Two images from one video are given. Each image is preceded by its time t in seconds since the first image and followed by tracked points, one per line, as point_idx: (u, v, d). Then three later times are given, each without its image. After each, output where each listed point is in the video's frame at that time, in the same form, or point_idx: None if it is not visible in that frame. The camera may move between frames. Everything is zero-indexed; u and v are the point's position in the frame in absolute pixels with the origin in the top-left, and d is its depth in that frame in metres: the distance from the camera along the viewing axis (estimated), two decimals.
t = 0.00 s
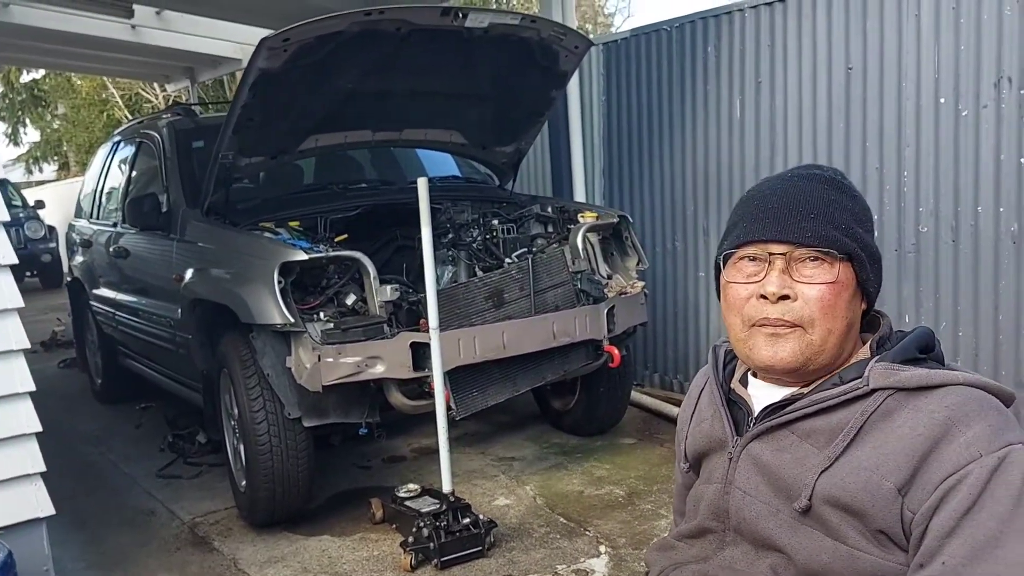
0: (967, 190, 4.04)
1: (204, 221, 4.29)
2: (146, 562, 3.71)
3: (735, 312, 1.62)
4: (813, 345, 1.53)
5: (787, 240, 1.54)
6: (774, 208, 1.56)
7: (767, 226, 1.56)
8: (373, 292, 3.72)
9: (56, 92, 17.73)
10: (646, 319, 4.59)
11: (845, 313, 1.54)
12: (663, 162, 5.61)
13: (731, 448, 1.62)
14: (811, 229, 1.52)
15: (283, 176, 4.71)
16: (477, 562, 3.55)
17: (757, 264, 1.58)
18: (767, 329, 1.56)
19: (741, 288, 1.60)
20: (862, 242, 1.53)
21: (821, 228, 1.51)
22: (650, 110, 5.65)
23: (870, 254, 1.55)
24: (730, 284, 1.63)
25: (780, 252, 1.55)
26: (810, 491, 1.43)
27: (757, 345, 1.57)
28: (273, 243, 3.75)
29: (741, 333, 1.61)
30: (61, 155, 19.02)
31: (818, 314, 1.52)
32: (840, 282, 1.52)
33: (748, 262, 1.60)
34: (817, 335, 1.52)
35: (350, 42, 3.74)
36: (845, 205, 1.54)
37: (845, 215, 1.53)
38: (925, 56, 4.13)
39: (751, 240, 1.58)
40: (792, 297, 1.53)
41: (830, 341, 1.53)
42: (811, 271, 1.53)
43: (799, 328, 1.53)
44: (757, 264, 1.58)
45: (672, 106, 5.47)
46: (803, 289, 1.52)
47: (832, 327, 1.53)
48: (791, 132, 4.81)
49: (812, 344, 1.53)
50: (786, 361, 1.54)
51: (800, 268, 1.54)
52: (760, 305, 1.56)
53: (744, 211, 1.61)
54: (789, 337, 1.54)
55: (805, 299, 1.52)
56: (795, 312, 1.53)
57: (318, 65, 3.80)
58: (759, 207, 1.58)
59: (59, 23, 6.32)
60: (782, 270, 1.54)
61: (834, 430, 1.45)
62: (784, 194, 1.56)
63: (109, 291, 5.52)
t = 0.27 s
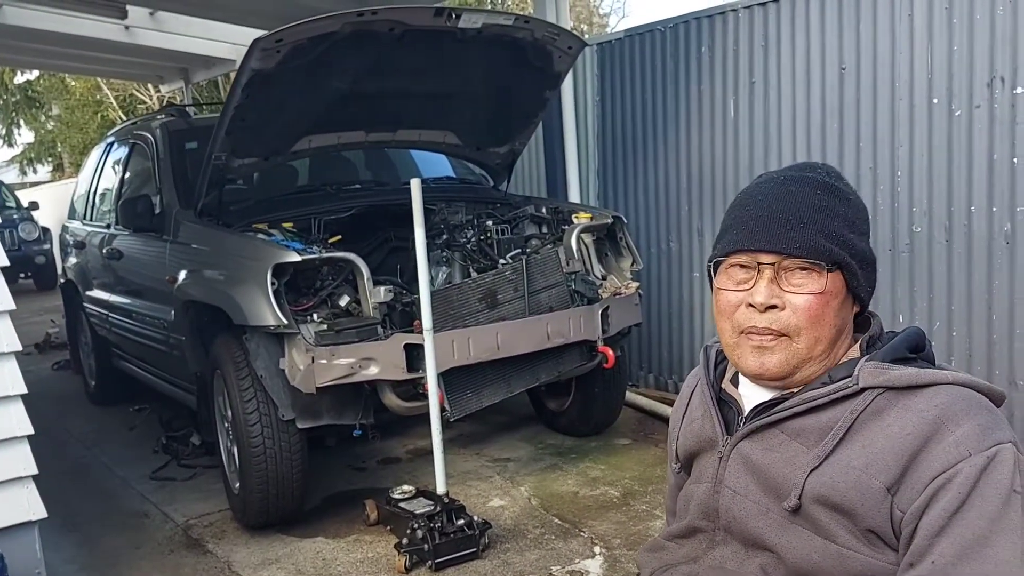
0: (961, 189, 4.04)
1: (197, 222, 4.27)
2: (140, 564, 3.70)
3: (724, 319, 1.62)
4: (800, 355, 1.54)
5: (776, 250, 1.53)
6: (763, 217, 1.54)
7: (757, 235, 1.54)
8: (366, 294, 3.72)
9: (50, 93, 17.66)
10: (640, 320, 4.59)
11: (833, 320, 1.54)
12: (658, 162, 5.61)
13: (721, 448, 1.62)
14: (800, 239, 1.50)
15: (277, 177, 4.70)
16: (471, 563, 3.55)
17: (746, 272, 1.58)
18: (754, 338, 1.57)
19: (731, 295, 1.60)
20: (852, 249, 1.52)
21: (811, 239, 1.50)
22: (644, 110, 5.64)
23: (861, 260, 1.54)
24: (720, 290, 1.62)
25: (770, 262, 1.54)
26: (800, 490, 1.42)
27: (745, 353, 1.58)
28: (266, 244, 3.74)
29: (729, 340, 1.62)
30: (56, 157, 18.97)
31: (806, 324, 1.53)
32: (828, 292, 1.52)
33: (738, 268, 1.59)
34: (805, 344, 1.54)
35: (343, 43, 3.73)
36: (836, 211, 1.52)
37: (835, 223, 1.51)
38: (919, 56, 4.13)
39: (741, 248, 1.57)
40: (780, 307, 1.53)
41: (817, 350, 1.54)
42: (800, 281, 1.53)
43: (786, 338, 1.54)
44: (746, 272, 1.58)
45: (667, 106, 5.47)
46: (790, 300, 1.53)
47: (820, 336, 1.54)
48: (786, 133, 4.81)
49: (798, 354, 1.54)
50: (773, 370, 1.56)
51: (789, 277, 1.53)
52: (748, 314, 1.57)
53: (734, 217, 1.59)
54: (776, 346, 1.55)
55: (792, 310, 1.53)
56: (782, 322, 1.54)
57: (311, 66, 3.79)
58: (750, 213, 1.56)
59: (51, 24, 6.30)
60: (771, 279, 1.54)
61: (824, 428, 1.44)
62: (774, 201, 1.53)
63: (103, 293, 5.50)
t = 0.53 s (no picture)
0: (959, 187, 4.05)
1: (196, 221, 4.27)
2: (139, 563, 3.70)
3: (726, 303, 1.63)
4: (798, 339, 1.54)
5: (779, 234, 1.54)
6: (769, 202, 1.56)
7: (762, 219, 1.55)
8: (364, 292, 3.72)
9: (47, 93, 17.58)
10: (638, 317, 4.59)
11: (834, 308, 1.54)
12: (656, 159, 5.61)
13: (720, 441, 1.62)
14: (803, 223, 1.51)
15: (275, 176, 4.70)
16: (470, 561, 3.55)
17: (750, 256, 1.59)
18: (754, 320, 1.57)
19: (734, 279, 1.61)
20: (855, 238, 1.53)
21: (814, 224, 1.51)
22: (642, 108, 5.65)
23: (864, 251, 1.54)
24: (723, 274, 1.63)
25: (772, 246, 1.55)
26: (799, 482, 1.43)
27: (744, 336, 1.59)
28: (265, 242, 3.74)
29: (730, 323, 1.62)
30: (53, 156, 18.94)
31: (805, 308, 1.53)
32: (830, 277, 1.52)
33: (742, 252, 1.60)
34: (804, 328, 1.53)
35: (342, 41, 3.73)
36: (841, 201, 1.53)
37: (839, 211, 1.52)
38: (917, 53, 4.14)
39: (745, 232, 1.58)
40: (780, 290, 1.54)
41: (816, 335, 1.54)
42: (801, 265, 1.53)
43: (785, 322, 1.54)
44: (750, 255, 1.59)
45: (665, 104, 5.48)
46: (791, 283, 1.53)
47: (820, 321, 1.54)
48: (783, 130, 4.82)
49: (797, 338, 1.54)
50: (771, 352, 1.56)
51: (791, 261, 1.54)
52: (749, 297, 1.57)
53: (742, 203, 1.61)
54: (776, 330, 1.55)
55: (793, 293, 1.53)
56: (782, 305, 1.54)
57: (309, 64, 3.79)
58: (756, 200, 1.58)
59: (49, 23, 6.29)
60: (773, 263, 1.55)
61: (823, 420, 1.45)
62: (780, 187, 1.55)
63: (101, 292, 5.50)
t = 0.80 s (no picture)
0: (957, 185, 4.05)
1: (194, 220, 4.27)
2: (137, 562, 3.70)
3: (720, 288, 1.65)
4: (781, 327, 1.55)
5: (774, 222, 1.55)
6: (770, 192, 1.58)
7: (761, 206, 1.58)
8: (362, 291, 3.72)
9: (44, 92, 17.53)
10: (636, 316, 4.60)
11: (822, 301, 1.54)
12: (654, 158, 5.62)
13: (718, 437, 1.62)
14: (796, 213, 1.53)
15: (272, 174, 4.70)
16: (468, 559, 3.55)
17: (746, 244, 1.61)
18: (741, 305, 1.59)
19: (728, 265, 1.63)
20: (851, 233, 1.52)
21: (806, 214, 1.52)
22: (641, 106, 5.65)
23: (862, 248, 1.53)
24: (721, 260, 1.66)
25: (767, 234, 1.57)
26: (797, 475, 1.43)
27: (731, 321, 1.61)
28: (264, 241, 3.73)
29: (721, 309, 1.64)
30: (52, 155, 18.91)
31: (791, 297, 1.54)
32: (818, 268, 1.52)
33: (739, 241, 1.62)
34: (788, 318, 1.54)
35: (339, 39, 3.73)
36: (844, 196, 1.53)
37: (839, 205, 1.52)
38: (914, 51, 4.14)
39: (744, 219, 1.60)
40: (768, 277, 1.55)
41: (799, 326, 1.54)
42: (792, 255, 1.54)
43: (770, 309, 1.55)
44: (745, 244, 1.60)
45: (664, 101, 5.48)
46: (779, 271, 1.54)
47: (805, 312, 1.54)
48: (781, 128, 4.82)
49: (780, 326, 1.55)
50: (754, 339, 1.57)
51: (783, 250, 1.55)
52: (738, 283, 1.59)
53: (747, 193, 1.64)
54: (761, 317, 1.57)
55: (779, 281, 1.54)
56: (767, 292, 1.55)
57: (307, 63, 3.79)
58: (761, 189, 1.60)
59: (47, 22, 6.28)
60: (764, 251, 1.56)
61: (821, 414, 1.45)
62: (782, 178, 1.58)
63: (99, 291, 5.49)
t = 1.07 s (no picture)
0: (955, 183, 4.06)
1: (192, 219, 4.27)
2: (135, 562, 3.69)
3: (719, 285, 1.67)
4: (776, 322, 1.55)
5: (769, 219, 1.57)
6: (766, 190, 1.60)
7: (757, 203, 1.59)
8: (362, 290, 3.74)
9: (42, 92, 17.46)
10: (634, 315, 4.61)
11: (817, 295, 1.54)
12: (653, 156, 5.62)
13: (722, 431, 1.61)
14: (790, 210, 1.54)
15: (270, 173, 4.69)
16: (467, 558, 3.55)
17: (744, 240, 1.62)
18: (736, 301, 1.60)
19: (727, 262, 1.64)
20: (847, 228, 1.52)
21: (800, 210, 1.54)
22: (639, 105, 5.65)
23: (859, 244, 1.53)
24: (721, 257, 1.68)
25: (763, 230, 1.58)
26: (802, 470, 1.43)
27: (728, 317, 1.62)
28: (263, 240, 3.73)
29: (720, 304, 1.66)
30: (51, 155, 18.91)
31: (786, 292, 1.55)
32: (811, 263, 1.53)
33: (738, 238, 1.64)
34: (782, 312, 1.55)
35: (338, 38, 3.73)
36: (841, 191, 1.54)
37: (835, 200, 1.53)
38: (912, 50, 4.15)
39: (742, 216, 1.62)
40: (762, 272, 1.56)
41: (794, 320, 1.55)
42: (787, 250, 1.55)
43: (765, 304, 1.56)
44: (743, 240, 1.62)
45: (662, 100, 5.48)
46: (773, 266, 1.55)
47: (799, 307, 1.54)
48: (780, 127, 4.82)
49: (774, 321, 1.55)
50: (749, 334, 1.58)
51: (778, 246, 1.56)
52: (735, 278, 1.61)
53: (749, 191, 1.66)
54: (756, 312, 1.57)
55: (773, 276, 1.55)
56: (762, 287, 1.56)
57: (305, 62, 3.78)
58: (760, 187, 1.62)
59: (45, 21, 6.27)
60: (760, 247, 1.58)
61: (826, 410, 1.46)
62: (780, 176, 1.59)
63: (97, 290, 5.48)
